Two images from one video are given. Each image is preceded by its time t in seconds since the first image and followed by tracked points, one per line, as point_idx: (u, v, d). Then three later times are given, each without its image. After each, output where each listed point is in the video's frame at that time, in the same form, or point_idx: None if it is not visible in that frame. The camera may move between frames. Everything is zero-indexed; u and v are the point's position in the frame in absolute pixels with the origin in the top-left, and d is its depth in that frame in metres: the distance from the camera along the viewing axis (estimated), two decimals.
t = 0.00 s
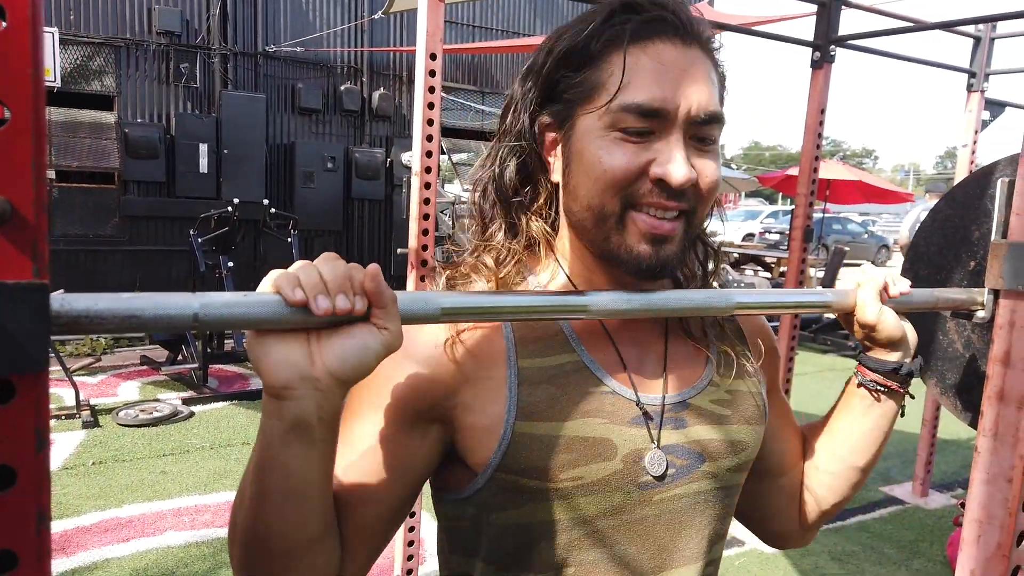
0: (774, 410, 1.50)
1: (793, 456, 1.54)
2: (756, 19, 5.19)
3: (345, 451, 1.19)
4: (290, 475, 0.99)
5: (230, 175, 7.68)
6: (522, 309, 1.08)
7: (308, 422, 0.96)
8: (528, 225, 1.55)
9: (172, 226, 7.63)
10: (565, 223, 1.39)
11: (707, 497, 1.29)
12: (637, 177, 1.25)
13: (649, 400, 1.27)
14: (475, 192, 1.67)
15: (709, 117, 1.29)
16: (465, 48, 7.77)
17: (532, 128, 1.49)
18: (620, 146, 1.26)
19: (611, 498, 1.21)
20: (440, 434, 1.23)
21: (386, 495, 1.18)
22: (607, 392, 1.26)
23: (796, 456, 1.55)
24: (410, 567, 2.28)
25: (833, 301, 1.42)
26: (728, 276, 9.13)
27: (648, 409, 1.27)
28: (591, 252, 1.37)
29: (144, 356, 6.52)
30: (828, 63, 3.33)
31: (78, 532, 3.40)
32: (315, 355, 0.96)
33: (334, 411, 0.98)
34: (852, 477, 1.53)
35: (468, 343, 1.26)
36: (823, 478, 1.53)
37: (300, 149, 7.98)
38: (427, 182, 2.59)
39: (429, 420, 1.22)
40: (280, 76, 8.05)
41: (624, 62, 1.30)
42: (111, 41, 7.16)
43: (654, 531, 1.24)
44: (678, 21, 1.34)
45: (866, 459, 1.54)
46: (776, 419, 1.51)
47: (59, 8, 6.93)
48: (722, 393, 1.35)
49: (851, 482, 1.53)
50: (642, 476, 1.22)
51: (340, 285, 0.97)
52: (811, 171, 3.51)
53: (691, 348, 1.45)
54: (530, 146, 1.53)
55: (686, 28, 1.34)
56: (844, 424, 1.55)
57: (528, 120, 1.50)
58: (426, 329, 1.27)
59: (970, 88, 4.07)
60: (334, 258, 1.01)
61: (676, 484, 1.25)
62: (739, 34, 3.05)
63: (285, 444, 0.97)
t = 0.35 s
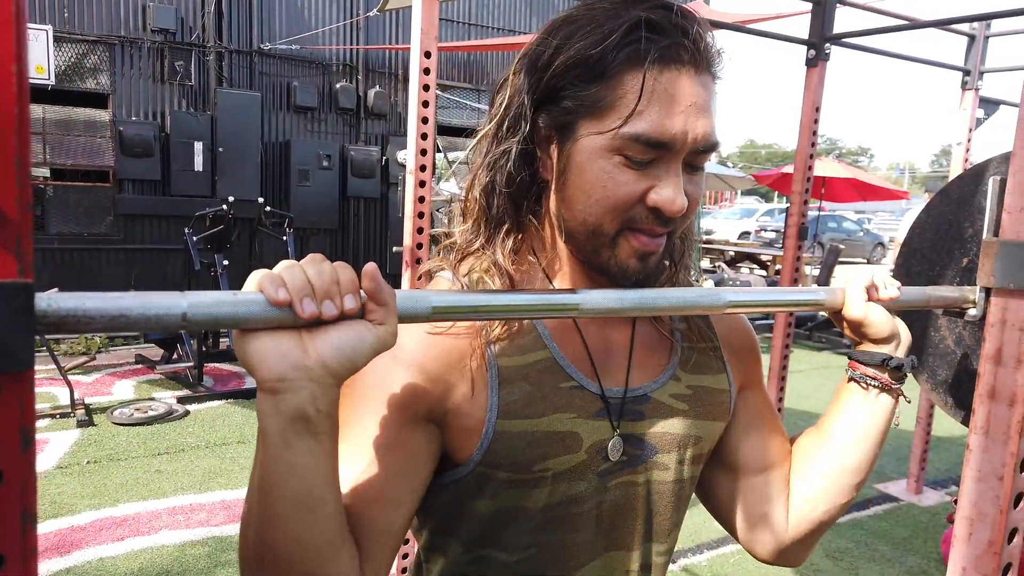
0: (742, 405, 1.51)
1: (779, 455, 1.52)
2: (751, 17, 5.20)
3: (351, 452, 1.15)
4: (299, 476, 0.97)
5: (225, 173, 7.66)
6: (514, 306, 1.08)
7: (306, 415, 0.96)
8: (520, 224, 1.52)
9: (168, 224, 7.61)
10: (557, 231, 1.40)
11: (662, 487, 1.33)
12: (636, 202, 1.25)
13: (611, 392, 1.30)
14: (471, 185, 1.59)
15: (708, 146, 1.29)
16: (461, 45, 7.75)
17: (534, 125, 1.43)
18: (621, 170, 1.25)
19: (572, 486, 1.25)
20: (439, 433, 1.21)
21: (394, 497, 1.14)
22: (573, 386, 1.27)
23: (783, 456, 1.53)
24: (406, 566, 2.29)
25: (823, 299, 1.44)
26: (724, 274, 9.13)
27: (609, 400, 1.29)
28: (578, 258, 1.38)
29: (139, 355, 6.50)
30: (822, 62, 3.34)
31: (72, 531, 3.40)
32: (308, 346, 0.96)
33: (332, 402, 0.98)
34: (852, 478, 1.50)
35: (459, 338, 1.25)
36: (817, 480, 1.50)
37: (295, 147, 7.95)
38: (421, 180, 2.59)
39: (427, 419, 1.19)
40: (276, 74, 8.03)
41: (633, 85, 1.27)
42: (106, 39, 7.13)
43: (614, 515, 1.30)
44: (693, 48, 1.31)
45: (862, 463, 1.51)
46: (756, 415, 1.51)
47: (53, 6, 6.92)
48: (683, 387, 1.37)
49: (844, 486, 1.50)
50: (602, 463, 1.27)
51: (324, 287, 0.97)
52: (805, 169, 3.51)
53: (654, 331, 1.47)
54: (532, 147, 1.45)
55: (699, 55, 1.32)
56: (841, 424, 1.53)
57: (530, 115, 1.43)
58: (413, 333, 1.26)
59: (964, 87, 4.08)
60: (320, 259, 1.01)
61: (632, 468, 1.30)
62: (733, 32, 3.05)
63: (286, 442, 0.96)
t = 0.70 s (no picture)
0: (735, 410, 1.51)
1: (779, 458, 1.52)
2: (743, 17, 5.20)
3: (340, 460, 1.13)
4: (289, 483, 0.97)
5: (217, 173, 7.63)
6: (504, 310, 1.08)
7: (295, 421, 0.96)
8: (512, 230, 1.49)
9: (160, 224, 7.58)
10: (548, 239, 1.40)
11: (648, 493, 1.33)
12: (625, 212, 1.25)
13: (603, 399, 1.30)
14: (463, 198, 1.56)
15: (698, 155, 1.29)
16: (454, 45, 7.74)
17: (523, 133, 1.42)
18: (609, 179, 1.26)
19: (561, 492, 1.25)
20: (433, 438, 1.20)
21: (383, 499, 1.13)
22: (565, 392, 1.27)
23: (784, 461, 1.52)
24: (399, 566, 2.29)
25: (813, 301, 1.44)
26: (717, 273, 9.15)
27: (601, 406, 1.29)
28: (571, 268, 1.39)
29: (132, 356, 6.48)
30: (814, 62, 3.34)
31: (63, 533, 3.38)
32: (294, 351, 0.96)
33: (320, 408, 0.98)
34: (851, 481, 1.49)
35: (457, 344, 1.26)
36: (814, 484, 1.50)
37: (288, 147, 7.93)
38: (414, 181, 2.58)
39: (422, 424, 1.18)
40: (268, 73, 8.01)
41: (620, 93, 1.27)
42: (97, 38, 7.09)
43: (602, 519, 1.31)
44: (679, 52, 1.31)
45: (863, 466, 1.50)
46: (753, 420, 1.51)
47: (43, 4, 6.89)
48: (674, 394, 1.37)
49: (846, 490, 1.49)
50: (592, 469, 1.27)
51: (309, 291, 0.97)
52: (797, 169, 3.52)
53: (645, 338, 1.47)
54: (521, 156, 1.45)
55: (687, 60, 1.32)
56: (838, 427, 1.53)
57: (519, 123, 1.43)
58: (404, 341, 1.26)
59: (956, 87, 4.09)
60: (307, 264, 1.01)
61: (622, 475, 1.31)
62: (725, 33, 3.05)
63: (274, 447, 0.96)
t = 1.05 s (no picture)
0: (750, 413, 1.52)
1: (771, 461, 1.53)
2: (732, 18, 5.21)
3: (320, 465, 1.19)
4: (263, 485, 0.99)
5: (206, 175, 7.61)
6: (488, 313, 1.08)
7: (270, 427, 0.97)
8: (499, 228, 1.51)
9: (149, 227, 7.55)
10: (542, 227, 1.39)
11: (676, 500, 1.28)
12: (621, 181, 1.26)
13: (621, 402, 1.27)
14: (447, 203, 1.55)
15: (681, 118, 1.32)
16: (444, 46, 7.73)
17: (502, 128, 1.44)
18: (600, 151, 1.27)
19: (578, 499, 1.21)
20: (413, 438, 1.23)
21: (353, 503, 1.19)
22: (573, 391, 1.26)
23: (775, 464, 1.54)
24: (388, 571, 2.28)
25: (797, 303, 1.44)
26: (707, 274, 9.18)
27: (619, 410, 1.26)
28: (567, 256, 1.38)
29: (121, 358, 6.45)
30: (802, 62, 3.35)
31: (51, 538, 3.36)
32: (273, 359, 0.97)
33: (296, 413, 0.99)
34: (833, 483, 1.54)
35: (441, 343, 1.27)
36: (801, 484, 1.54)
37: (278, 148, 7.92)
38: (403, 182, 2.58)
39: (400, 424, 1.21)
40: (257, 75, 7.98)
41: (598, 64, 1.30)
42: (85, 40, 7.07)
43: (628, 534, 1.25)
44: (643, 21, 1.36)
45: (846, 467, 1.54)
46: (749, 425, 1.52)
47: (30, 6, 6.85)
48: (699, 395, 1.34)
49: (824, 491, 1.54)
50: (617, 477, 1.23)
51: (291, 298, 0.97)
52: (785, 169, 3.54)
53: (655, 337, 1.48)
54: (503, 152, 1.46)
55: (652, 29, 1.37)
56: (825, 428, 1.55)
57: (496, 120, 1.44)
58: (385, 340, 1.28)
59: (942, 87, 4.11)
60: (289, 270, 1.01)
61: (651, 485, 1.25)
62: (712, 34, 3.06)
63: (250, 452, 0.98)
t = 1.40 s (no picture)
0: (752, 437, 1.52)
1: (790, 479, 1.53)
2: (722, 22, 5.23)
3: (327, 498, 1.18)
4: (268, 502, 0.98)
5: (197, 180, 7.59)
6: (479, 328, 1.08)
7: (274, 437, 0.97)
8: (478, 260, 1.55)
9: (139, 232, 7.51)
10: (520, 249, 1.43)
11: (678, 520, 1.30)
12: (590, 190, 1.31)
13: (613, 420, 1.30)
14: (423, 244, 1.59)
15: (637, 126, 1.40)
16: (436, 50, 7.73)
17: (470, 167, 1.53)
18: (565, 165, 1.33)
19: (576, 522, 1.22)
20: (415, 475, 1.23)
21: (364, 543, 1.18)
22: (565, 412, 1.29)
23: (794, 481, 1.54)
24: None
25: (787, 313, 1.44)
26: (699, 277, 9.19)
27: (612, 427, 1.29)
28: (549, 275, 1.42)
29: (111, 365, 6.41)
30: (792, 67, 3.36)
31: (41, 547, 3.34)
32: (274, 366, 0.98)
33: (300, 425, 1.00)
34: (859, 493, 1.54)
35: (434, 372, 1.29)
36: (826, 502, 1.54)
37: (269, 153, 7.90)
38: (394, 189, 2.58)
39: (401, 460, 1.22)
40: (248, 79, 7.96)
41: (553, 85, 1.40)
42: (74, 45, 7.04)
43: (630, 555, 1.25)
44: (589, 44, 1.48)
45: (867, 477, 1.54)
46: (765, 443, 1.52)
47: (18, 10, 6.82)
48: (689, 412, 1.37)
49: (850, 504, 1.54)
50: (614, 495, 1.24)
51: (290, 306, 0.99)
52: (777, 173, 3.54)
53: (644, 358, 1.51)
54: (473, 188, 1.53)
55: (596, 49, 1.47)
56: (840, 439, 1.56)
57: (463, 163, 1.54)
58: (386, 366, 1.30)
59: (932, 91, 4.14)
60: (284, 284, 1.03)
61: (648, 505, 1.27)
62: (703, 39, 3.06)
63: (255, 467, 0.97)
